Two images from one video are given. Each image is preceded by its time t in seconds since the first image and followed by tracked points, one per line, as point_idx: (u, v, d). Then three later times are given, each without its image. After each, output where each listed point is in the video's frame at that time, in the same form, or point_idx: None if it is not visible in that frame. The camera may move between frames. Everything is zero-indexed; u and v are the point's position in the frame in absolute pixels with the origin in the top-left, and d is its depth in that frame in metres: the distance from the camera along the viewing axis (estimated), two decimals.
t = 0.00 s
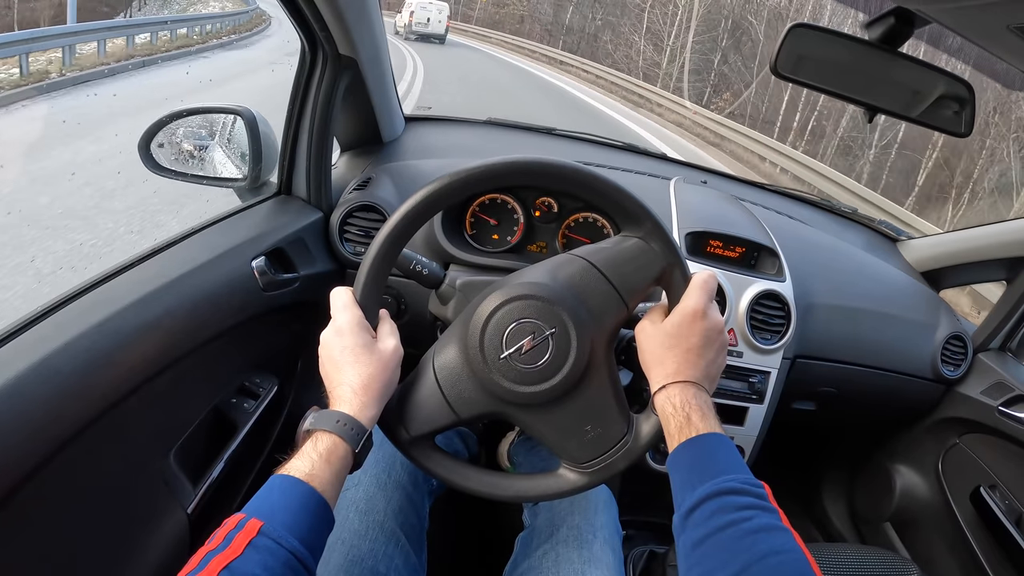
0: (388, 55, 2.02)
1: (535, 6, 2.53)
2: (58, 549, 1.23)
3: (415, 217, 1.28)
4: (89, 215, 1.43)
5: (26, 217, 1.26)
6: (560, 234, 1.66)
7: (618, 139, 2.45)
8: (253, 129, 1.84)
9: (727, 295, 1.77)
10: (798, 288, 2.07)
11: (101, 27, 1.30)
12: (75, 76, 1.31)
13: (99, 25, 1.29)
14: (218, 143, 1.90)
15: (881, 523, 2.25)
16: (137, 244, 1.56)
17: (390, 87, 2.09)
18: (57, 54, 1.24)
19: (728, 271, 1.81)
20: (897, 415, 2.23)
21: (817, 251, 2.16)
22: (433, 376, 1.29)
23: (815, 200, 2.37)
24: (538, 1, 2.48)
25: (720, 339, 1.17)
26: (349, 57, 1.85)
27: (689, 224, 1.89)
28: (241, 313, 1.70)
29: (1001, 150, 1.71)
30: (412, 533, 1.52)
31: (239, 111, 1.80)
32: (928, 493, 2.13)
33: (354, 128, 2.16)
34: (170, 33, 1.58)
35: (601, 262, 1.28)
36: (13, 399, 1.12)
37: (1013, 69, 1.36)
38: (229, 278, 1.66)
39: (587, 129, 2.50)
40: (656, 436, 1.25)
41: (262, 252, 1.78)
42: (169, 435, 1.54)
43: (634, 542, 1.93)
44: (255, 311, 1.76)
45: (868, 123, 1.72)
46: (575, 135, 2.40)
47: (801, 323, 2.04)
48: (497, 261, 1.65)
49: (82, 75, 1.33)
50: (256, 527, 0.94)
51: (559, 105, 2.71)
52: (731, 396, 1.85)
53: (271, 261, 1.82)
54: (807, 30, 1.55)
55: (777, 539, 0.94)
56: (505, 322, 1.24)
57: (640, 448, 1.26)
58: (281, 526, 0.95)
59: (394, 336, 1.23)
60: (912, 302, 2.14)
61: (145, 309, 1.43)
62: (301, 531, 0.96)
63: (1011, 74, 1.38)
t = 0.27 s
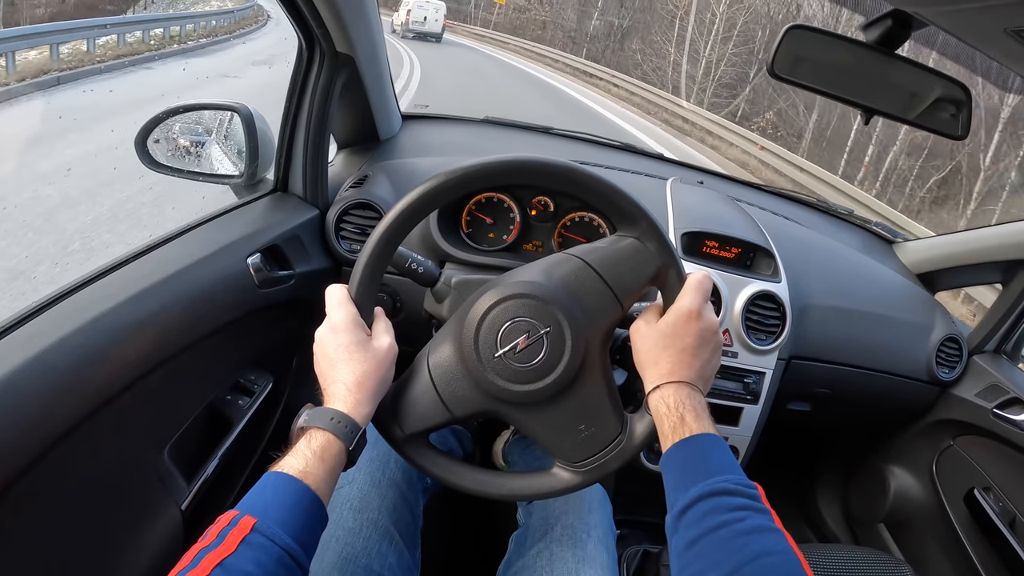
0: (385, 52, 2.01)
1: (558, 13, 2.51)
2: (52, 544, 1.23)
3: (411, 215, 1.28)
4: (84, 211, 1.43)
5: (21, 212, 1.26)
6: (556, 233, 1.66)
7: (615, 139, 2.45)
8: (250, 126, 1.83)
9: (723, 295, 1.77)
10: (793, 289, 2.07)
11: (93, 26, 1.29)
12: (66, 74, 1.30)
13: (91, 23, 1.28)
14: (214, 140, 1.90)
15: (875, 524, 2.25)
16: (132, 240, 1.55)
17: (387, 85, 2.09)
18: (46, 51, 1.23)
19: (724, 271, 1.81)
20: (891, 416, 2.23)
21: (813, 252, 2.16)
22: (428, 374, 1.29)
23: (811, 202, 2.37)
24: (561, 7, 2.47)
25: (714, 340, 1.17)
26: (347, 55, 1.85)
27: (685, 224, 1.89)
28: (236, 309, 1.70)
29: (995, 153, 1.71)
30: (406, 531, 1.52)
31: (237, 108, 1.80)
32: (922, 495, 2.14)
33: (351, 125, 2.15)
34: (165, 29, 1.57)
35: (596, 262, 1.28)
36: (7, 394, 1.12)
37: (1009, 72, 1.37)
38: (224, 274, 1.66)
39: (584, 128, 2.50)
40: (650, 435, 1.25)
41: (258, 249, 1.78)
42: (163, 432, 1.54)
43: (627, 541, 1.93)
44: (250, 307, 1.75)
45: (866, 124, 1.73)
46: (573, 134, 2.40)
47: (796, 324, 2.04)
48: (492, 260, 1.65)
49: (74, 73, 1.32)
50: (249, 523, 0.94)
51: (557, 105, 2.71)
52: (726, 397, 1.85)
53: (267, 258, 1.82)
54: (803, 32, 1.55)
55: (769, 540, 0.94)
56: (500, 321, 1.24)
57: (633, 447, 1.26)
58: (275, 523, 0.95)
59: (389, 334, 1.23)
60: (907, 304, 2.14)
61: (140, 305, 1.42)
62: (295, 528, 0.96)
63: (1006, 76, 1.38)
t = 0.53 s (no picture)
0: (383, 53, 2.02)
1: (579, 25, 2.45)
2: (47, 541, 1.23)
3: (407, 214, 1.28)
4: (78, 209, 1.42)
5: (17, 210, 1.26)
6: (552, 234, 1.66)
7: (613, 141, 2.45)
8: (248, 125, 1.84)
9: (718, 298, 1.77)
10: (789, 292, 2.07)
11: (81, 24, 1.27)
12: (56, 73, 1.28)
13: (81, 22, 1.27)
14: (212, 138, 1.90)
15: (870, 528, 2.25)
16: (128, 237, 1.55)
17: (385, 85, 2.10)
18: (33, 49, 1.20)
19: (720, 274, 1.81)
20: (887, 420, 2.24)
21: (809, 255, 2.17)
22: (423, 374, 1.29)
23: (808, 205, 2.37)
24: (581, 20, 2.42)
25: (709, 341, 1.17)
26: (345, 54, 1.85)
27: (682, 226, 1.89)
28: (231, 308, 1.70)
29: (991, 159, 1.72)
30: (400, 530, 1.52)
31: (234, 106, 1.80)
32: (917, 498, 2.14)
33: (349, 125, 2.15)
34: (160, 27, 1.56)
35: (591, 263, 1.28)
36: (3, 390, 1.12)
37: (1005, 76, 1.37)
38: (221, 272, 1.66)
39: (582, 130, 2.50)
40: (644, 436, 1.26)
41: (255, 247, 1.78)
42: (159, 430, 1.54)
43: (622, 543, 1.93)
44: (247, 305, 1.75)
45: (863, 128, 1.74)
46: (570, 136, 2.40)
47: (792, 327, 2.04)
48: (488, 261, 1.65)
49: (64, 71, 1.31)
50: (244, 522, 0.94)
51: (555, 106, 2.71)
52: (721, 399, 1.85)
53: (264, 257, 1.82)
54: (801, 35, 1.56)
55: (762, 541, 0.94)
56: (495, 321, 1.24)
57: (628, 447, 1.26)
58: (269, 522, 0.95)
59: (385, 334, 1.23)
60: (903, 308, 2.14)
61: (135, 303, 1.42)
62: (289, 527, 0.96)
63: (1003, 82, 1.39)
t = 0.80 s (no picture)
0: (386, 54, 2.02)
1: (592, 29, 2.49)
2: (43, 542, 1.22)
3: (407, 218, 1.27)
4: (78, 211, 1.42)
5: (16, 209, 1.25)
6: (553, 237, 1.66)
7: (614, 143, 2.45)
8: (249, 125, 1.83)
9: (719, 301, 1.77)
10: (790, 296, 2.07)
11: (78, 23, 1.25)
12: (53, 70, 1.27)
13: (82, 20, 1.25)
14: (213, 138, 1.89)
15: (869, 532, 2.25)
16: (128, 237, 1.55)
17: (387, 87, 2.10)
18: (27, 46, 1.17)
19: (721, 277, 1.81)
20: (886, 424, 2.24)
21: (810, 260, 2.17)
22: (424, 377, 1.28)
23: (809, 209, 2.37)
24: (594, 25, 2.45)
25: (709, 337, 1.17)
26: (347, 55, 1.85)
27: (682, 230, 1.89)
28: (232, 308, 1.69)
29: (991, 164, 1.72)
30: (400, 532, 1.52)
31: (235, 106, 1.79)
32: (916, 502, 2.14)
33: (349, 125, 2.15)
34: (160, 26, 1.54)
35: (591, 263, 1.28)
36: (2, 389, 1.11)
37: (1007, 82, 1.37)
38: (220, 272, 1.65)
39: (583, 132, 2.50)
40: (649, 434, 1.25)
41: (255, 248, 1.78)
42: (157, 431, 1.53)
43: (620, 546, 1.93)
44: (247, 306, 1.75)
45: (864, 133, 1.73)
46: (571, 138, 2.40)
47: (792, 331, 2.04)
48: (489, 263, 1.65)
49: (69, 67, 1.31)
50: (244, 530, 0.94)
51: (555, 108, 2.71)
52: (722, 403, 1.85)
53: (264, 257, 1.81)
54: (803, 39, 1.55)
55: (764, 537, 0.94)
56: (496, 321, 1.24)
57: (632, 449, 1.26)
58: (270, 530, 0.94)
59: (385, 341, 1.23)
60: (902, 312, 2.14)
61: (134, 303, 1.42)
62: (290, 536, 0.95)
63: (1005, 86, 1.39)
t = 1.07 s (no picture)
0: (394, 54, 2.02)
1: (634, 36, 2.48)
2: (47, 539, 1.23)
3: (415, 218, 1.28)
4: (86, 207, 1.41)
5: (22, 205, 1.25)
6: (559, 238, 1.66)
7: (618, 145, 2.45)
8: (257, 121, 1.84)
9: (723, 303, 1.78)
10: (792, 299, 2.08)
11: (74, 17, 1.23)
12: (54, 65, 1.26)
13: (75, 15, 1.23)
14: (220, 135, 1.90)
15: (868, 535, 2.26)
16: (134, 232, 1.55)
17: (394, 87, 2.10)
18: (21, 41, 1.16)
19: (725, 280, 1.81)
20: (887, 428, 2.25)
21: (813, 264, 2.17)
22: (433, 377, 1.29)
23: (812, 213, 2.37)
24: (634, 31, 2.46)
25: (716, 334, 1.18)
26: (356, 53, 1.86)
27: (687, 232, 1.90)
28: (237, 305, 1.70)
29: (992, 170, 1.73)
30: (404, 531, 1.53)
31: (243, 103, 1.80)
32: (916, 507, 2.15)
33: (355, 124, 2.16)
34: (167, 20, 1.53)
35: (597, 262, 1.28)
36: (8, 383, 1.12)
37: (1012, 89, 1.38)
38: (226, 270, 1.66)
39: (587, 134, 2.51)
40: (658, 431, 1.27)
41: (260, 245, 1.78)
42: (162, 426, 1.54)
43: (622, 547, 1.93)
44: (252, 303, 1.75)
45: (871, 138, 1.74)
46: (576, 139, 2.41)
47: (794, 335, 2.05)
48: (494, 264, 1.65)
49: (76, 62, 1.31)
50: (253, 531, 0.94)
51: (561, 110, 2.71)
52: (724, 405, 1.85)
53: (270, 254, 1.82)
54: (812, 45, 1.56)
55: (771, 533, 0.95)
56: (504, 320, 1.25)
57: (640, 446, 1.27)
58: (278, 532, 0.95)
59: (392, 343, 1.24)
60: (905, 317, 2.15)
61: (139, 299, 1.42)
62: (298, 538, 0.96)
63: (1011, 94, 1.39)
